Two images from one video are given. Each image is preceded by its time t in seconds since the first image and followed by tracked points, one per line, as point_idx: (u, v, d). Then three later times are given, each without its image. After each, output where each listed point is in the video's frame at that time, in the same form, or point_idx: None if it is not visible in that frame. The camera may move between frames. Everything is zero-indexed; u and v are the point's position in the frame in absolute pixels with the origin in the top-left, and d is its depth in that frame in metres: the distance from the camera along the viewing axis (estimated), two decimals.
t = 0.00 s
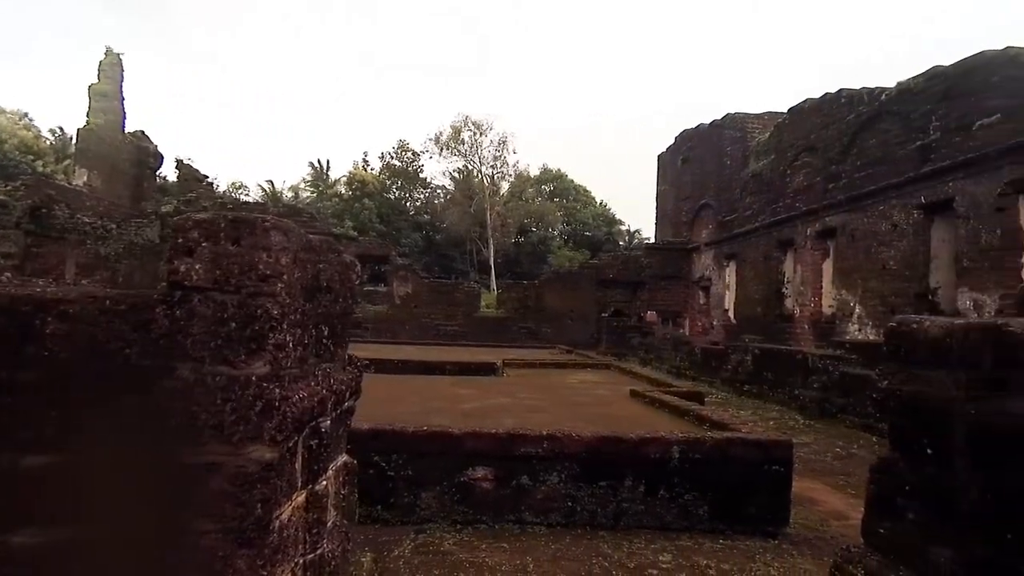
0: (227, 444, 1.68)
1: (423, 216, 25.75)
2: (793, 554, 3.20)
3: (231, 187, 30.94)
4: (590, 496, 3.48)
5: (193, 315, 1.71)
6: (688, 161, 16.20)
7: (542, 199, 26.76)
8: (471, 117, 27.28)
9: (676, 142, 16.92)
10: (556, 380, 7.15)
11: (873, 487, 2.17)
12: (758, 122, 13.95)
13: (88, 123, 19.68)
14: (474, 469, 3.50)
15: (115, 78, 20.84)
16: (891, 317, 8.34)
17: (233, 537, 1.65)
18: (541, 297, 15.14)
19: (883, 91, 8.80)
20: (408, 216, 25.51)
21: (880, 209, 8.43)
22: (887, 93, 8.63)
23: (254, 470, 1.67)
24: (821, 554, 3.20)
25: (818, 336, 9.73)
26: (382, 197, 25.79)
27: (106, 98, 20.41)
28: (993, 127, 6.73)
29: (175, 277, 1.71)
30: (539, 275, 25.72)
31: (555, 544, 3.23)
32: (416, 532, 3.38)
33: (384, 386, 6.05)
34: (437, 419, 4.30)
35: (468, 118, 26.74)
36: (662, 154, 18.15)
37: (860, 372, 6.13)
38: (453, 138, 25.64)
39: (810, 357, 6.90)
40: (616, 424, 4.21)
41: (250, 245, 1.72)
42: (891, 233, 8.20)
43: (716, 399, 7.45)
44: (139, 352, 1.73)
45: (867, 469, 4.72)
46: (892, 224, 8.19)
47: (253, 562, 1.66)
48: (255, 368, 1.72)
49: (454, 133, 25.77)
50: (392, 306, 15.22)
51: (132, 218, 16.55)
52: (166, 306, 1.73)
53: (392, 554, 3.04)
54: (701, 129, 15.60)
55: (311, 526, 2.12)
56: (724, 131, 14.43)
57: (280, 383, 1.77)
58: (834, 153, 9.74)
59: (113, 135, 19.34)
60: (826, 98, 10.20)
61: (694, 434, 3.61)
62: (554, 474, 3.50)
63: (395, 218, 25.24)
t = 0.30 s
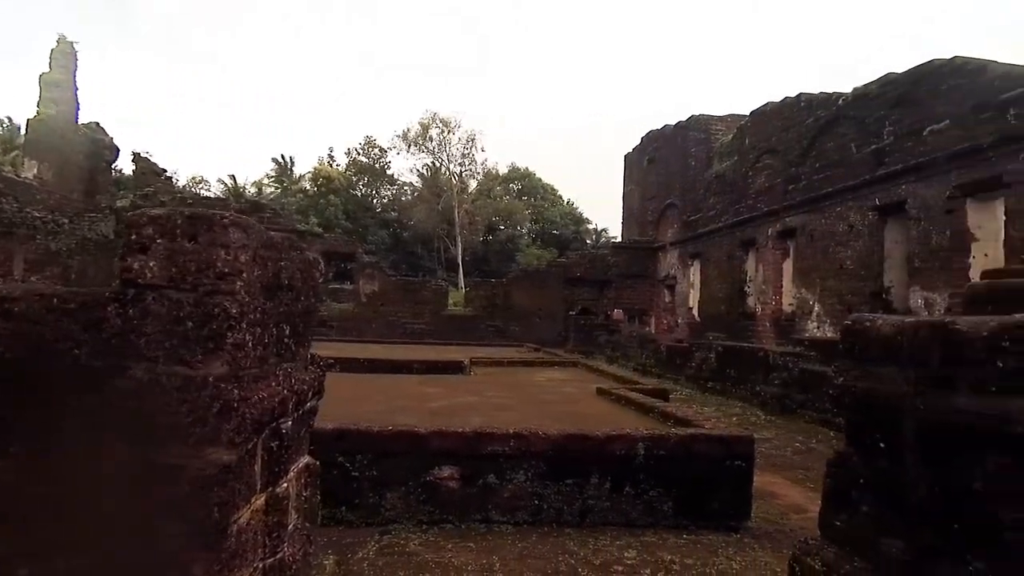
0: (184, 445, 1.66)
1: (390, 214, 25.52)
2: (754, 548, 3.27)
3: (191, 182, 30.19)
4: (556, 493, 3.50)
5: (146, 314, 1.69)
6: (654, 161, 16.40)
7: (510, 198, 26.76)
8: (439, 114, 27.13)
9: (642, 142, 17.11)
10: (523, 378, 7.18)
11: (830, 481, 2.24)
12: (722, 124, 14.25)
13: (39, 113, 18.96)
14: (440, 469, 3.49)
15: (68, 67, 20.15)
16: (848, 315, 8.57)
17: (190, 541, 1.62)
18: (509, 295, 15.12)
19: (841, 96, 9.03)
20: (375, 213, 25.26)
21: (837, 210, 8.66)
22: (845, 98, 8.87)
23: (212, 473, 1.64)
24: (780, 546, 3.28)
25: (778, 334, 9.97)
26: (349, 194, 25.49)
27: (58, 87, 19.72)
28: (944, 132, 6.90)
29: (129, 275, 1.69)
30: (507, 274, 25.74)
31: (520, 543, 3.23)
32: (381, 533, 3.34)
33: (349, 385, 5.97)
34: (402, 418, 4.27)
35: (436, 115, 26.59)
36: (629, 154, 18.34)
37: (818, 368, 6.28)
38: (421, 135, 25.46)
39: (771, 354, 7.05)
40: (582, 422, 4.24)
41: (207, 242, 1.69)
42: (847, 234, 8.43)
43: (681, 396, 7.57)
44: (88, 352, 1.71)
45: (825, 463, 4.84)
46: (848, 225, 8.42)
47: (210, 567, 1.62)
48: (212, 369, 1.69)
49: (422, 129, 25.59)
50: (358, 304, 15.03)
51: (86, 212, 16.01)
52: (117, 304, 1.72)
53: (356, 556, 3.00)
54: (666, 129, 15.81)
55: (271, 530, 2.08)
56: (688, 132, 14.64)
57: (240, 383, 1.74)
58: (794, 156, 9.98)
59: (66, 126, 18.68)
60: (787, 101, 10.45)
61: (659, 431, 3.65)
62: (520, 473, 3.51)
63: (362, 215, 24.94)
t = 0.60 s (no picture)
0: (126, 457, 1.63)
1: (357, 212, 25.24)
2: (718, 544, 3.32)
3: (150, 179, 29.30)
4: (524, 492, 3.50)
5: (98, 314, 1.65)
6: (621, 163, 16.55)
7: (479, 197, 26.69)
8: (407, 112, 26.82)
9: (610, 144, 17.25)
10: (491, 378, 7.18)
11: (789, 477, 2.28)
12: (687, 127, 14.53)
13: None
14: (407, 470, 3.46)
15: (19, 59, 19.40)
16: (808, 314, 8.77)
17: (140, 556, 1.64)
18: (478, 294, 15.05)
19: (801, 101, 9.16)
20: (342, 212, 24.98)
21: (798, 212, 8.86)
22: (805, 105, 8.95)
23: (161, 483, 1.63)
24: (743, 541, 3.34)
25: (742, 333, 10.16)
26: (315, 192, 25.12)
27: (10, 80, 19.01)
28: (897, 139, 7.13)
29: (79, 273, 1.64)
30: (475, 274, 25.68)
31: (487, 544, 3.22)
32: (346, 536, 3.30)
33: (314, 387, 5.89)
34: (369, 420, 4.22)
35: (405, 114, 26.37)
36: (596, 156, 18.48)
37: (779, 367, 6.41)
38: (389, 133, 25.23)
39: (735, 354, 7.16)
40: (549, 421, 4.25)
41: (164, 240, 1.67)
42: (808, 236, 8.62)
43: (647, 395, 7.66)
44: (38, 352, 1.66)
45: (785, 460, 4.94)
46: (809, 227, 8.62)
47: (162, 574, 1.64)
48: (169, 370, 1.68)
49: (390, 128, 25.35)
50: (325, 305, 14.77)
51: (39, 209, 15.40)
52: (68, 303, 1.67)
53: (320, 561, 2.95)
54: (633, 132, 15.96)
55: (231, 535, 2.03)
56: (654, 135, 14.80)
57: (198, 386, 1.72)
58: (756, 160, 10.11)
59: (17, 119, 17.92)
60: (749, 106, 10.63)
61: (624, 430, 3.68)
62: (488, 473, 3.50)
63: (328, 215, 24.68)
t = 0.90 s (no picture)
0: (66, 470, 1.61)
1: (325, 211, 24.88)
2: (684, 541, 3.36)
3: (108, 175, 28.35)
4: (492, 492, 3.50)
5: (50, 315, 1.64)
6: (590, 164, 16.67)
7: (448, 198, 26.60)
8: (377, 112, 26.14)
9: (579, 145, 17.38)
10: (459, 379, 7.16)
11: (752, 474, 2.32)
12: (654, 130, 14.76)
13: None
14: (374, 473, 3.43)
15: None
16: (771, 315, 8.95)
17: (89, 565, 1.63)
18: (448, 295, 14.97)
19: (765, 107, 9.33)
20: (309, 211, 24.41)
21: (762, 215, 9.04)
22: (768, 110, 9.12)
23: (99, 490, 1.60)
24: (707, 538, 3.39)
25: (707, 333, 10.33)
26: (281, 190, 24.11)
27: None
28: (855, 145, 7.32)
29: (30, 273, 1.63)
30: (445, 275, 25.60)
31: (455, 545, 3.21)
32: (311, 541, 3.24)
33: (280, 389, 5.81)
34: (336, 422, 4.18)
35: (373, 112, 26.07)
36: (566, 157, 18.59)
37: (742, 366, 6.52)
38: (358, 132, 24.95)
39: (701, 354, 7.26)
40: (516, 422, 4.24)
41: (122, 239, 1.72)
42: (771, 238, 8.80)
43: (615, 394, 7.74)
44: None
45: (748, 457, 5.04)
46: (772, 229, 8.79)
47: None
48: (126, 372, 1.73)
49: (358, 127, 25.08)
50: (292, 305, 14.54)
51: None
52: (16, 304, 1.63)
53: (285, 566, 2.90)
54: (602, 134, 16.08)
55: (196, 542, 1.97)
56: (623, 138, 14.93)
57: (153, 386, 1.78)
58: (722, 163, 10.26)
59: None
60: (715, 111, 10.80)
61: (592, 430, 3.71)
62: (457, 474, 3.49)
63: (294, 213, 23.84)
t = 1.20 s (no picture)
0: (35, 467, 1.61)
1: (292, 211, 24.49)
2: (649, 539, 3.39)
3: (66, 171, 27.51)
4: (459, 495, 3.48)
5: None
6: (560, 166, 16.73)
7: (418, 198, 26.41)
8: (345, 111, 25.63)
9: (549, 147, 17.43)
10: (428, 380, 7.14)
11: (716, 472, 2.34)
12: (624, 133, 14.86)
13: None
14: (340, 476, 3.39)
15: None
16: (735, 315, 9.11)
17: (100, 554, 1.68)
18: (417, 295, 14.87)
19: (731, 111, 9.48)
20: (276, 211, 23.95)
21: (726, 218, 9.20)
22: (733, 115, 9.28)
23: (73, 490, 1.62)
24: (672, 535, 3.43)
25: (674, 333, 10.46)
26: (246, 188, 23.53)
27: None
28: (815, 150, 7.49)
29: None
30: (415, 275, 25.43)
31: (422, 548, 3.19)
32: (275, 546, 3.18)
33: (244, 391, 5.72)
34: (302, 425, 4.11)
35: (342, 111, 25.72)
36: (536, 158, 18.62)
37: (707, 366, 6.61)
38: (326, 131, 24.63)
39: (667, 354, 7.35)
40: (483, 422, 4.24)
41: (72, 238, 1.71)
42: (735, 240, 8.96)
43: (583, 394, 7.80)
44: None
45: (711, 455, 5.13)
46: (736, 232, 8.95)
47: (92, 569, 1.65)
48: (77, 376, 1.70)
49: (326, 125, 24.76)
50: (257, 306, 14.31)
51: None
52: None
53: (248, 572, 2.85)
54: (572, 136, 16.15)
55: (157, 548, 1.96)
56: (592, 140, 15.01)
57: (104, 389, 1.78)
58: (689, 166, 10.38)
59: None
60: (682, 114, 10.93)
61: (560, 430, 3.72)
62: (424, 476, 3.46)
63: (260, 212, 23.41)
